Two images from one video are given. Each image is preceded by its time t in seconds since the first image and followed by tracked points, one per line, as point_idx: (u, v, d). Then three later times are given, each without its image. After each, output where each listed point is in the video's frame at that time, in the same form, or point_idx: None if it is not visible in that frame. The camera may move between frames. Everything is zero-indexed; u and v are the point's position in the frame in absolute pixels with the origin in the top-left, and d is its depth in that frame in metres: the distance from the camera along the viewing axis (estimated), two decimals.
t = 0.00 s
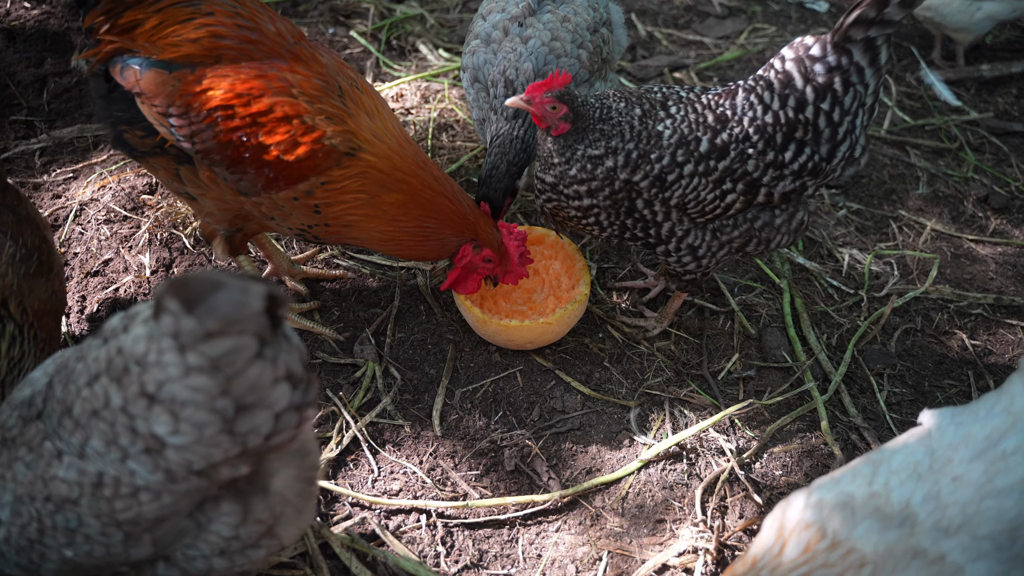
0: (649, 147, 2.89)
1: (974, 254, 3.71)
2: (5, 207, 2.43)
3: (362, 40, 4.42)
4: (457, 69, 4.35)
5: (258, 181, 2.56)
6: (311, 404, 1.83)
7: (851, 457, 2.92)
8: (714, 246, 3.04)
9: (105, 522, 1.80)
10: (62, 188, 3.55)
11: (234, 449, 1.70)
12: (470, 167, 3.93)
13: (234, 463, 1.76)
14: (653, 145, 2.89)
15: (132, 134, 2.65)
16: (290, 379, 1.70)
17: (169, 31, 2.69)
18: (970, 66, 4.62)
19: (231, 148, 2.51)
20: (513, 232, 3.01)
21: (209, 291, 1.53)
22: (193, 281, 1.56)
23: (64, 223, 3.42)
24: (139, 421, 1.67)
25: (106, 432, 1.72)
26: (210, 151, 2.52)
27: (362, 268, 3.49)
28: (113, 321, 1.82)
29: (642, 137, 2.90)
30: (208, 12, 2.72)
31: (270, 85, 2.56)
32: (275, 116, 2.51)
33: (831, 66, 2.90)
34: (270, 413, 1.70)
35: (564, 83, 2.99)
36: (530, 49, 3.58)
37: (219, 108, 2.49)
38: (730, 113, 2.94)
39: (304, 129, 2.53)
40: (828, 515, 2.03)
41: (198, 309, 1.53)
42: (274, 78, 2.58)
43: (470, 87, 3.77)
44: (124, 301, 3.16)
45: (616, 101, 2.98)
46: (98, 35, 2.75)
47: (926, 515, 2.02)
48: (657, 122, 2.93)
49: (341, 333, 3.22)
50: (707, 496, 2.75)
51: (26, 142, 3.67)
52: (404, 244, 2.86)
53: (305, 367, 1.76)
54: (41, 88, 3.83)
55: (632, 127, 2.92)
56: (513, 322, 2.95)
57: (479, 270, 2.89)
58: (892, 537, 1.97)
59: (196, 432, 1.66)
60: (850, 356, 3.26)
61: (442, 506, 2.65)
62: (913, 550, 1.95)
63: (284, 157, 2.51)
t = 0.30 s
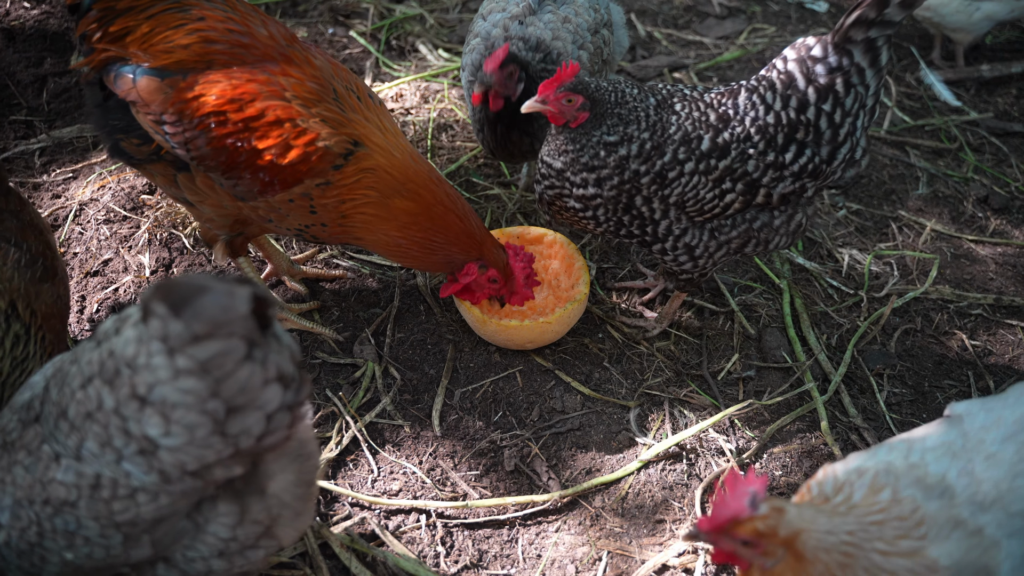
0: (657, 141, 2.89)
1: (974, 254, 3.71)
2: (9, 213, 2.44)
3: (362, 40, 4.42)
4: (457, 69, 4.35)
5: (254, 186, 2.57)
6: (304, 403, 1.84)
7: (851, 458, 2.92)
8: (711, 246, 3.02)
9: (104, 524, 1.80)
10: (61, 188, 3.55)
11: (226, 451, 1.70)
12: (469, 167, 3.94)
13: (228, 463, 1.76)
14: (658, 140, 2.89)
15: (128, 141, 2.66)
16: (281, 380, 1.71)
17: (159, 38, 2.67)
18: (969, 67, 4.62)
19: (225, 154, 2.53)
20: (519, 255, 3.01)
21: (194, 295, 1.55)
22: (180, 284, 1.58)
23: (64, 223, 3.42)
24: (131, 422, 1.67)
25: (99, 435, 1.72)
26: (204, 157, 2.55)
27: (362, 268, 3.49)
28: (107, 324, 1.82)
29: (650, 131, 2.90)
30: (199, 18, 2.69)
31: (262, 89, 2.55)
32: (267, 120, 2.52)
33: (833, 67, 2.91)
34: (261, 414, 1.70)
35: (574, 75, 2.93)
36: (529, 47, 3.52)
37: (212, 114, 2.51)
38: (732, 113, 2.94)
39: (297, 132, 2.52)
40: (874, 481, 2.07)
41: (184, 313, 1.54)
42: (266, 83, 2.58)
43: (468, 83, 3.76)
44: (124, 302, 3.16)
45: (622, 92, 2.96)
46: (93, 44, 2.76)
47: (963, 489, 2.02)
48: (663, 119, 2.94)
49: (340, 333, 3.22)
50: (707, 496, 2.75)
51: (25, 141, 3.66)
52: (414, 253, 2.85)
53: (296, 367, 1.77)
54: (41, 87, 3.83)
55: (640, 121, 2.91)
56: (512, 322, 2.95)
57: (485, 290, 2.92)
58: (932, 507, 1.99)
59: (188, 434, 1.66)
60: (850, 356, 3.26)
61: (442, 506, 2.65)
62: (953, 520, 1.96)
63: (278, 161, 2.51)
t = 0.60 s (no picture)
0: (658, 140, 2.89)
1: (974, 255, 3.71)
2: (14, 219, 2.46)
3: (362, 41, 4.43)
4: (457, 69, 4.35)
5: (250, 190, 2.57)
6: (297, 404, 1.86)
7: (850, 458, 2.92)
8: (710, 246, 3.03)
9: (104, 531, 1.80)
10: (61, 188, 3.55)
11: (221, 456, 1.71)
12: (469, 167, 3.94)
13: (224, 468, 1.76)
14: (659, 139, 2.89)
15: (124, 148, 2.65)
16: (273, 385, 1.73)
17: (153, 43, 2.66)
18: (968, 68, 4.62)
19: (220, 159, 2.52)
20: (513, 229, 2.96)
21: (179, 306, 1.56)
22: (164, 297, 1.57)
23: (64, 223, 3.42)
24: (127, 430, 1.67)
25: (96, 443, 1.72)
26: (200, 162, 2.54)
27: (362, 268, 3.49)
28: (99, 332, 1.82)
29: (651, 130, 2.91)
30: (192, 23, 2.69)
31: (255, 93, 2.55)
32: (262, 125, 2.51)
33: (831, 67, 2.91)
34: (254, 420, 1.71)
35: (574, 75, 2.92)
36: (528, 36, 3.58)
37: (207, 119, 2.50)
38: (732, 112, 2.94)
39: (292, 137, 2.53)
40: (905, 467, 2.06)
41: (170, 324, 1.55)
42: (259, 87, 2.57)
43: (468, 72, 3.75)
44: (124, 302, 3.16)
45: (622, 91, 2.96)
46: (86, 50, 2.75)
47: (997, 475, 2.01)
48: (664, 118, 2.95)
49: (340, 333, 3.22)
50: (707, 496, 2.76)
51: (25, 142, 3.67)
52: (408, 249, 2.86)
53: (287, 371, 1.78)
54: (41, 88, 3.83)
55: (640, 120, 2.92)
56: (512, 322, 2.96)
57: (487, 271, 2.90)
58: (967, 492, 1.98)
59: (182, 441, 1.66)
60: (849, 356, 3.26)
61: (442, 506, 2.65)
62: (989, 504, 1.96)
63: (272, 166, 2.51)
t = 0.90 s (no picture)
0: (658, 140, 2.90)
1: (973, 255, 3.72)
2: (14, 221, 2.46)
3: (361, 42, 4.43)
4: (456, 70, 4.36)
5: (251, 195, 2.57)
6: (297, 407, 1.86)
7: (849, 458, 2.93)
8: (710, 246, 3.03)
9: (103, 531, 1.80)
10: (61, 189, 3.55)
11: (220, 459, 1.71)
12: (468, 168, 3.94)
13: (223, 471, 1.76)
14: (658, 139, 2.90)
15: (123, 153, 2.66)
16: (272, 388, 1.73)
17: (151, 49, 2.64)
18: (967, 68, 4.63)
19: (220, 165, 2.52)
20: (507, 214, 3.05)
21: (175, 309, 1.57)
22: (160, 301, 1.60)
23: (64, 223, 3.42)
24: (126, 432, 1.67)
25: (95, 444, 1.72)
26: (200, 168, 2.54)
27: (361, 268, 3.49)
28: (100, 333, 1.82)
29: (651, 130, 2.91)
30: (190, 28, 2.68)
31: (254, 99, 2.54)
32: (262, 130, 2.51)
33: (830, 68, 2.91)
34: (253, 423, 1.71)
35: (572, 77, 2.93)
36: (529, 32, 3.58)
37: (206, 125, 2.50)
38: (732, 112, 2.94)
39: (291, 142, 2.53)
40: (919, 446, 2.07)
41: (167, 328, 1.57)
42: (258, 92, 2.56)
43: (466, 69, 3.73)
44: (124, 302, 3.16)
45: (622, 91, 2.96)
46: (84, 56, 2.73)
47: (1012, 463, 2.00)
48: (664, 118, 2.95)
49: (339, 334, 3.22)
50: (706, 496, 2.76)
51: (26, 143, 3.67)
52: (402, 246, 2.88)
53: (287, 375, 1.78)
54: (41, 88, 3.83)
55: (640, 120, 2.92)
56: (512, 322, 2.96)
57: (484, 256, 2.93)
58: (980, 475, 1.98)
59: (182, 444, 1.66)
60: (848, 356, 3.26)
61: (441, 506, 2.65)
62: (996, 490, 1.95)
63: (272, 170, 2.52)
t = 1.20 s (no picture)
0: (657, 141, 2.89)
1: (972, 256, 3.72)
2: (15, 221, 2.46)
3: (361, 42, 4.43)
4: (455, 70, 4.36)
5: (256, 204, 2.59)
6: (292, 410, 1.87)
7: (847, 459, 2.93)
8: (710, 247, 3.03)
9: (100, 533, 1.80)
10: (60, 189, 3.55)
11: (216, 461, 1.72)
12: (467, 168, 3.94)
13: (220, 474, 1.76)
14: (658, 139, 2.90)
15: (124, 161, 2.65)
16: (267, 391, 1.74)
17: (153, 57, 2.63)
18: (966, 69, 4.63)
19: (226, 173, 2.52)
20: (523, 222, 3.01)
21: (167, 314, 1.57)
22: (152, 305, 1.60)
23: (63, 223, 3.42)
24: (122, 435, 1.68)
25: (92, 446, 1.72)
26: (205, 176, 2.54)
27: (360, 268, 3.49)
28: (97, 335, 1.82)
29: (650, 130, 2.91)
30: (191, 36, 2.67)
31: (258, 108, 2.53)
32: (267, 139, 2.51)
33: (830, 68, 2.91)
34: (248, 425, 1.72)
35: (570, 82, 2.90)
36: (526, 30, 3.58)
37: (210, 134, 2.49)
38: (732, 113, 2.94)
39: (296, 151, 2.53)
40: (886, 408, 2.18)
41: (160, 332, 1.57)
42: (261, 101, 2.55)
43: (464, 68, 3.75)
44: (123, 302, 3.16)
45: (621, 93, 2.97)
46: (84, 63, 2.71)
47: (976, 429, 2.11)
48: (663, 118, 2.95)
49: (338, 334, 3.22)
50: (705, 497, 2.76)
51: (25, 142, 3.67)
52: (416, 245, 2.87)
53: (281, 377, 1.80)
54: (40, 88, 3.83)
55: (639, 120, 2.92)
56: (511, 322, 2.96)
57: (495, 262, 2.91)
58: (940, 434, 2.09)
59: (177, 446, 1.67)
60: (847, 357, 3.26)
61: (440, 507, 2.65)
62: (948, 447, 2.07)
63: (278, 179, 2.53)
